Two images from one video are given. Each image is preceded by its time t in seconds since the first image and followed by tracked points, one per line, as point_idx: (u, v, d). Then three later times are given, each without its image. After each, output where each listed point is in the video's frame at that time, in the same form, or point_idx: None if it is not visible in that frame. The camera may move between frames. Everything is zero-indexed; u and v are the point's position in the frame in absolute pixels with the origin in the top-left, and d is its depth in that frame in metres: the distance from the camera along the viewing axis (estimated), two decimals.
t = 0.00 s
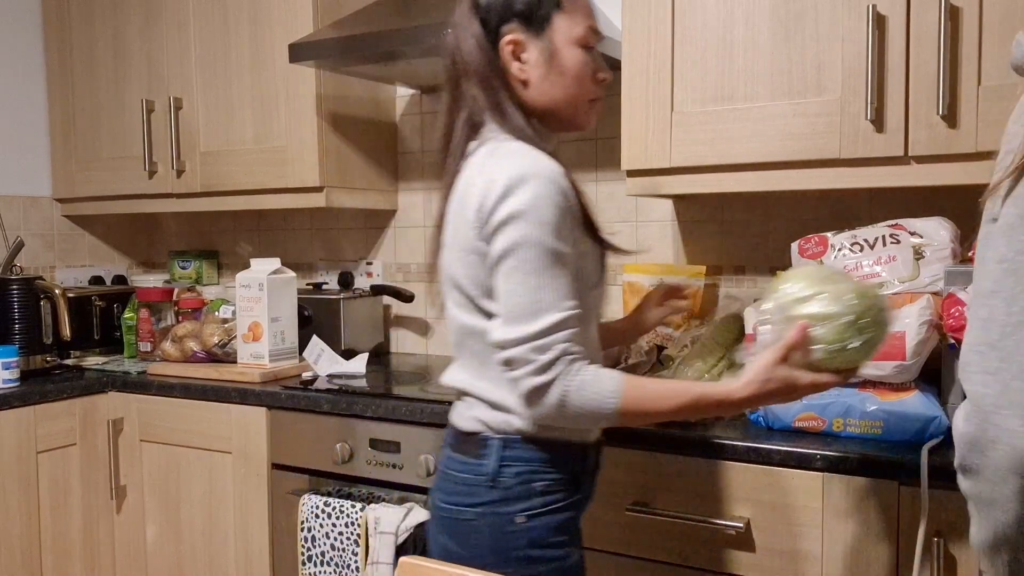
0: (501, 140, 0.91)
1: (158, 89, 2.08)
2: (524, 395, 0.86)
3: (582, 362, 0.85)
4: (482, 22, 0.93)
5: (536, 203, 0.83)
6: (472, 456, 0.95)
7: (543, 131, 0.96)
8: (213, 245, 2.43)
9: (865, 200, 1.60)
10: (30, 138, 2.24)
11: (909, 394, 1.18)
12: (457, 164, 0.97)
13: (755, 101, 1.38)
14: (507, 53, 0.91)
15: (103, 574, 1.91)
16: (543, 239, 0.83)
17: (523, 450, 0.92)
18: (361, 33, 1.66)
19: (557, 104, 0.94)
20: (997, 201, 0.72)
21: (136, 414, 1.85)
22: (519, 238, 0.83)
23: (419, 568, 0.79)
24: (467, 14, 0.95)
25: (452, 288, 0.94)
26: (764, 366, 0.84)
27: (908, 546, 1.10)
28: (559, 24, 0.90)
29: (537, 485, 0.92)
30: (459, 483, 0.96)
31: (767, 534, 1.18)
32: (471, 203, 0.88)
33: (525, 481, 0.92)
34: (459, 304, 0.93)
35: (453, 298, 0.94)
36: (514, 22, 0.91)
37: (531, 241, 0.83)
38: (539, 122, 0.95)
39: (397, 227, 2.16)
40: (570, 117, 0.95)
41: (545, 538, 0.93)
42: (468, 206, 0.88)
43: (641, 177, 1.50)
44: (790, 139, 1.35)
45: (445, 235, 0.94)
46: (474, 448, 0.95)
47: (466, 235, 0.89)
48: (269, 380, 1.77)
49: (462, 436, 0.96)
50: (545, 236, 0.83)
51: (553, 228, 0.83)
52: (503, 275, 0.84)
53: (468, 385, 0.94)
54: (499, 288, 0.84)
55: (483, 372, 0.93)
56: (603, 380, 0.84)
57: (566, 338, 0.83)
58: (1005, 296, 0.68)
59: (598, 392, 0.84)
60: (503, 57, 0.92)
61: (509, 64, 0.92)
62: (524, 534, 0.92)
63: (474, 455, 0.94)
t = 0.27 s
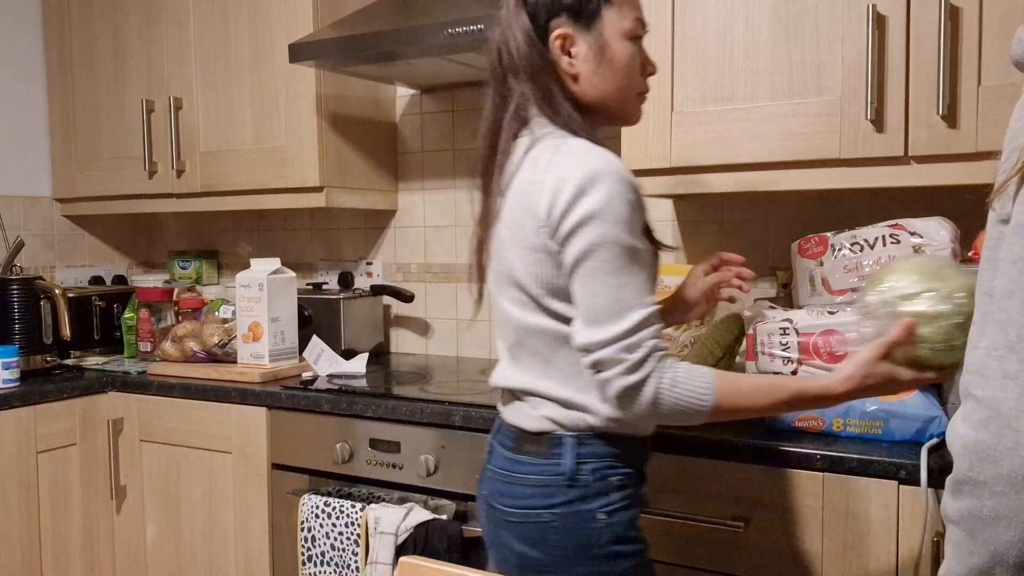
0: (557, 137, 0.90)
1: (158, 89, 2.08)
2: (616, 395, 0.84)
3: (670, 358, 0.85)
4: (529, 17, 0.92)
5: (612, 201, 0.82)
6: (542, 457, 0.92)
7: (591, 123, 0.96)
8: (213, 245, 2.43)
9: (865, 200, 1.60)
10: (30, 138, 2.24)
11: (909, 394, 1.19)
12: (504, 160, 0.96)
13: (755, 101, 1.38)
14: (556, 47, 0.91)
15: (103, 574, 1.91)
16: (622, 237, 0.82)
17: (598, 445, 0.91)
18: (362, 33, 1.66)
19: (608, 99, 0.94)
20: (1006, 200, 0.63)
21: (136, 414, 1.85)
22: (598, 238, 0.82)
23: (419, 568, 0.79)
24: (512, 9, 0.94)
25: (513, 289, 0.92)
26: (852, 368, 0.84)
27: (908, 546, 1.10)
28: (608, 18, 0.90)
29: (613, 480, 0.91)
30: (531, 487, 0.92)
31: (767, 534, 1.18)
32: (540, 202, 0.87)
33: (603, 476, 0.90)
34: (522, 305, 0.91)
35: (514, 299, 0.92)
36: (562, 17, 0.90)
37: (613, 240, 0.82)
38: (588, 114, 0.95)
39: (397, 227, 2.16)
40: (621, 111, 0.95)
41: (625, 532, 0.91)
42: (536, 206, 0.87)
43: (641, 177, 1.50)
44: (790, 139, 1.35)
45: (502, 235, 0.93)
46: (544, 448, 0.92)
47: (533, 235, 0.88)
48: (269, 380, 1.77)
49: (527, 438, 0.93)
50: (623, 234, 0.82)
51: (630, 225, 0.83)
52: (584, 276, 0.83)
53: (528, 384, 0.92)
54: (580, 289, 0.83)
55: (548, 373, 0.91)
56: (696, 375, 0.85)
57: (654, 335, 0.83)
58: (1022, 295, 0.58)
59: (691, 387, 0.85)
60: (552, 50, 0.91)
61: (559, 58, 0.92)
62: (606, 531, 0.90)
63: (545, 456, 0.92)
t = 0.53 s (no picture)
0: (622, 133, 0.84)
1: (158, 89, 2.08)
2: (725, 404, 0.77)
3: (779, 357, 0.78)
4: (572, 11, 0.86)
5: (702, 197, 0.76)
6: (620, 474, 0.84)
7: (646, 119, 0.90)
8: (213, 245, 2.43)
9: (865, 200, 1.60)
10: (30, 138, 2.24)
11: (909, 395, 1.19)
12: (559, 160, 0.89)
13: (755, 102, 1.38)
14: (603, 43, 0.85)
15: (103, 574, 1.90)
16: (713, 234, 0.76)
17: (682, 463, 0.84)
18: (362, 33, 1.66)
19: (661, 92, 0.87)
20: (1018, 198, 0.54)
21: (136, 414, 1.85)
22: (691, 236, 0.75)
23: (419, 568, 0.79)
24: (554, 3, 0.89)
25: (583, 297, 0.85)
26: (967, 351, 0.66)
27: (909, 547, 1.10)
28: (655, 6, 0.84)
29: (697, 498, 0.84)
30: (607, 507, 0.85)
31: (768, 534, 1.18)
32: (618, 201, 0.80)
33: (687, 495, 0.84)
34: (594, 315, 0.84)
35: (583, 310, 0.85)
36: (605, 10, 0.84)
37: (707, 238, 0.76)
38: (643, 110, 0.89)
39: (397, 227, 2.16)
40: (680, 103, 0.88)
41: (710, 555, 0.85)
42: (614, 206, 0.80)
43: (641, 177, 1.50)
44: (790, 140, 1.35)
45: (568, 239, 0.85)
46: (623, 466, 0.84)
47: (610, 238, 0.81)
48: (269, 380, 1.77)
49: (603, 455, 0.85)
50: (715, 232, 0.76)
51: (717, 221, 0.77)
52: (678, 278, 0.76)
53: (600, 398, 0.85)
54: (674, 295, 0.76)
55: (623, 387, 0.84)
56: (809, 373, 0.78)
57: (761, 336, 0.77)
58: None
59: (808, 385, 0.78)
60: (598, 47, 0.85)
61: (607, 54, 0.85)
62: (689, 553, 0.84)
63: (625, 475, 0.84)
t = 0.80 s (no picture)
0: (708, 124, 0.81)
1: (158, 89, 2.08)
2: (842, 416, 0.77)
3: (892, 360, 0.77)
4: None
5: (809, 199, 0.74)
6: (717, 492, 0.81)
7: (726, 98, 0.86)
8: (213, 245, 2.44)
9: (865, 200, 1.60)
10: (30, 139, 2.24)
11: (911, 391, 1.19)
12: (631, 157, 0.86)
13: (755, 102, 1.38)
14: (677, 25, 0.82)
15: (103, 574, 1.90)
16: (822, 236, 0.74)
17: (778, 477, 0.82)
18: (362, 33, 1.66)
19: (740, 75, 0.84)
20: None
21: (136, 414, 1.85)
22: (800, 241, 0.74)
23: (419, 568, 0.79)
24: None
25: (670, 302, 0.81)
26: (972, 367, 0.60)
27: (908, 547, 1.10)
28: None
29: (795, 516, 0.84)
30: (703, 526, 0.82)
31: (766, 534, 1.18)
32: (715, 203, 0.77)
33: (786, 512, 0.83)
34: (677, 321, 0.81)
35: (667, 314, 0.82)
36: None
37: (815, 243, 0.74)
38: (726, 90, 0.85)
39: (397, 227, 2.16)
40: (763, 80, 0.85)
41: None
42: (709, 208, 0.77)
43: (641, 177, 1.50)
44: (790, 139, 1.35)
45: (653, 242, 0.82)
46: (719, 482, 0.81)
47: (704, 242, 0.78)
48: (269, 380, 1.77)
49: (695, 470, 0.82)
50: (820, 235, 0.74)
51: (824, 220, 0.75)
52: (789, 286, 0.75)
53: (692, 410, 0.81)
54: (786, 302, 0.75)
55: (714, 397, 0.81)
56: (929, 375, 0.76)
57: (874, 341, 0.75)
58: None
59: (928, 389, 0.76)
60: (673, 29, 0.83)
61: (683, 36, 0.83)
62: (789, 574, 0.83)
63: (722, 492, 0.81)
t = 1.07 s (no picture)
0: (780, 120, 0.80)
1: (158, 88, 2.08)
2: (928, 422, 0.78)
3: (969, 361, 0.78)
4: None
5: (893, 207, 0.75)
6: (771, 501, 0.82)
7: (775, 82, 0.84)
8: (213, 245, 2.43)
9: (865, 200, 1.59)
10: (30, 139, 2.24)
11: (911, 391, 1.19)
12: (685, 151, 0.83)
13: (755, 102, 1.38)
14: None
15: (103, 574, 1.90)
16: (905, 243, 0.75)
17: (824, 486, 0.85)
18: (362, 33, 1.66)
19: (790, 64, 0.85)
20: None
21: (136, 414, 1.85)
22: (886, 248, 0.75)
23: (420, 568, 0.79)
24: None
25: (737, 306, 0.80)
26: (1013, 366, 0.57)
27: (908, 547, 1.10)
28: None
29: (833, 523, 0.86)
30: (747, 535, 0.82)
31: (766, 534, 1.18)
32: (796, 207, 0.76)
33: (828, 520, 0.85)
34: (743, 326, 0.80)
35: (731, 317, 0.80)
36: None
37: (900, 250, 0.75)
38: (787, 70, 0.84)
39: (397, 227, 2.16)
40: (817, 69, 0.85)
41: None
42: (790, 212, 0.76)
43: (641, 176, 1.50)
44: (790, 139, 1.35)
45: (720, 244, 0.79)
46: (766, 490, 0.82)
47: (783, 247, 0.77)
48: (269, 380, 1.77)
49: (743, 478, 0.82)
50: (903, 242, 0.76)
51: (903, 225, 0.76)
52: (876, 294, 0.76)
53: (755, 417, 0.81)
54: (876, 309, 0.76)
55: (775, 403, 0.81)
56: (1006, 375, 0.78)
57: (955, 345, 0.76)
58: None
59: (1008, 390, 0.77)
60: None
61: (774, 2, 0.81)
62: None
63: (769, 500, 0.82)
